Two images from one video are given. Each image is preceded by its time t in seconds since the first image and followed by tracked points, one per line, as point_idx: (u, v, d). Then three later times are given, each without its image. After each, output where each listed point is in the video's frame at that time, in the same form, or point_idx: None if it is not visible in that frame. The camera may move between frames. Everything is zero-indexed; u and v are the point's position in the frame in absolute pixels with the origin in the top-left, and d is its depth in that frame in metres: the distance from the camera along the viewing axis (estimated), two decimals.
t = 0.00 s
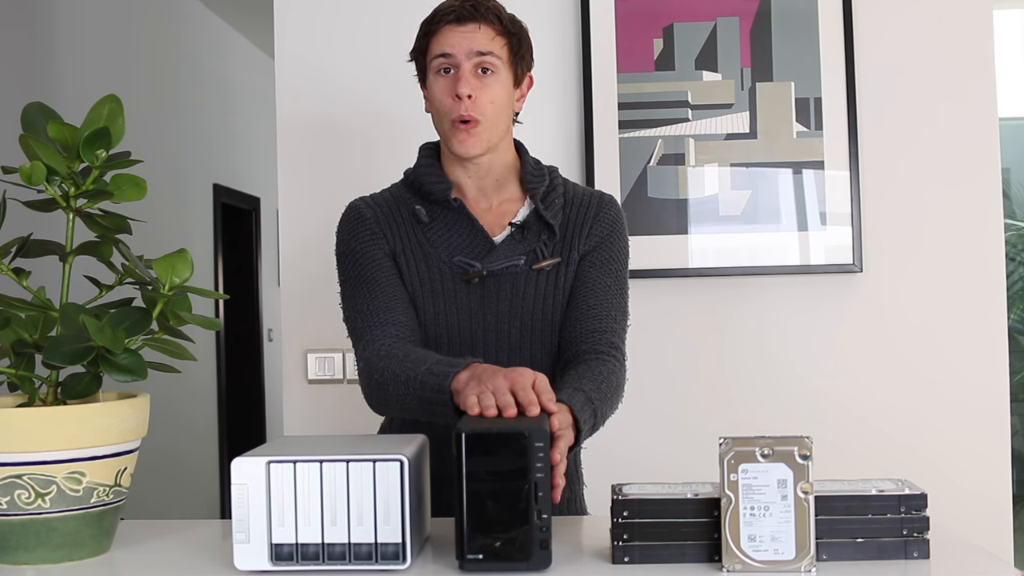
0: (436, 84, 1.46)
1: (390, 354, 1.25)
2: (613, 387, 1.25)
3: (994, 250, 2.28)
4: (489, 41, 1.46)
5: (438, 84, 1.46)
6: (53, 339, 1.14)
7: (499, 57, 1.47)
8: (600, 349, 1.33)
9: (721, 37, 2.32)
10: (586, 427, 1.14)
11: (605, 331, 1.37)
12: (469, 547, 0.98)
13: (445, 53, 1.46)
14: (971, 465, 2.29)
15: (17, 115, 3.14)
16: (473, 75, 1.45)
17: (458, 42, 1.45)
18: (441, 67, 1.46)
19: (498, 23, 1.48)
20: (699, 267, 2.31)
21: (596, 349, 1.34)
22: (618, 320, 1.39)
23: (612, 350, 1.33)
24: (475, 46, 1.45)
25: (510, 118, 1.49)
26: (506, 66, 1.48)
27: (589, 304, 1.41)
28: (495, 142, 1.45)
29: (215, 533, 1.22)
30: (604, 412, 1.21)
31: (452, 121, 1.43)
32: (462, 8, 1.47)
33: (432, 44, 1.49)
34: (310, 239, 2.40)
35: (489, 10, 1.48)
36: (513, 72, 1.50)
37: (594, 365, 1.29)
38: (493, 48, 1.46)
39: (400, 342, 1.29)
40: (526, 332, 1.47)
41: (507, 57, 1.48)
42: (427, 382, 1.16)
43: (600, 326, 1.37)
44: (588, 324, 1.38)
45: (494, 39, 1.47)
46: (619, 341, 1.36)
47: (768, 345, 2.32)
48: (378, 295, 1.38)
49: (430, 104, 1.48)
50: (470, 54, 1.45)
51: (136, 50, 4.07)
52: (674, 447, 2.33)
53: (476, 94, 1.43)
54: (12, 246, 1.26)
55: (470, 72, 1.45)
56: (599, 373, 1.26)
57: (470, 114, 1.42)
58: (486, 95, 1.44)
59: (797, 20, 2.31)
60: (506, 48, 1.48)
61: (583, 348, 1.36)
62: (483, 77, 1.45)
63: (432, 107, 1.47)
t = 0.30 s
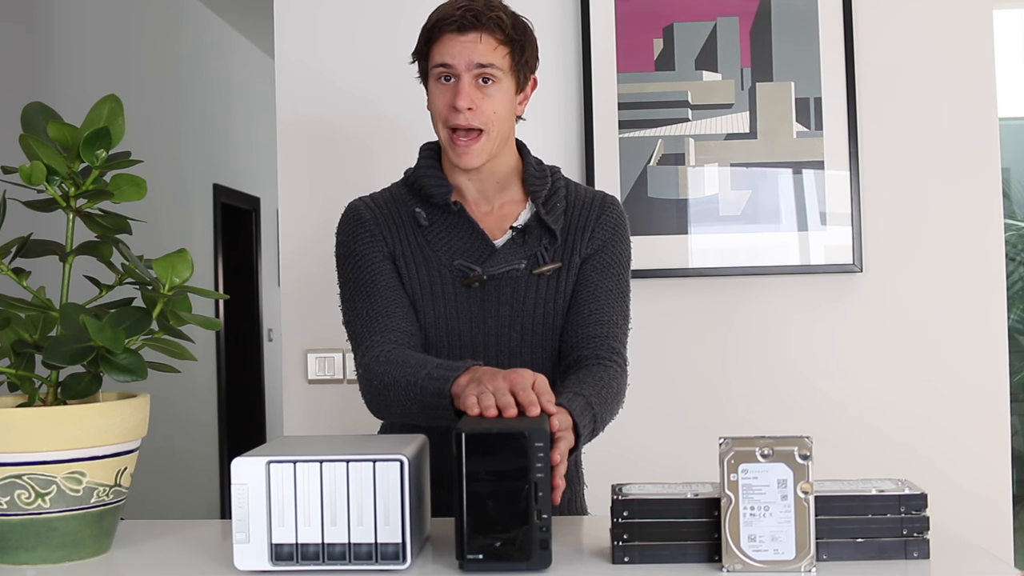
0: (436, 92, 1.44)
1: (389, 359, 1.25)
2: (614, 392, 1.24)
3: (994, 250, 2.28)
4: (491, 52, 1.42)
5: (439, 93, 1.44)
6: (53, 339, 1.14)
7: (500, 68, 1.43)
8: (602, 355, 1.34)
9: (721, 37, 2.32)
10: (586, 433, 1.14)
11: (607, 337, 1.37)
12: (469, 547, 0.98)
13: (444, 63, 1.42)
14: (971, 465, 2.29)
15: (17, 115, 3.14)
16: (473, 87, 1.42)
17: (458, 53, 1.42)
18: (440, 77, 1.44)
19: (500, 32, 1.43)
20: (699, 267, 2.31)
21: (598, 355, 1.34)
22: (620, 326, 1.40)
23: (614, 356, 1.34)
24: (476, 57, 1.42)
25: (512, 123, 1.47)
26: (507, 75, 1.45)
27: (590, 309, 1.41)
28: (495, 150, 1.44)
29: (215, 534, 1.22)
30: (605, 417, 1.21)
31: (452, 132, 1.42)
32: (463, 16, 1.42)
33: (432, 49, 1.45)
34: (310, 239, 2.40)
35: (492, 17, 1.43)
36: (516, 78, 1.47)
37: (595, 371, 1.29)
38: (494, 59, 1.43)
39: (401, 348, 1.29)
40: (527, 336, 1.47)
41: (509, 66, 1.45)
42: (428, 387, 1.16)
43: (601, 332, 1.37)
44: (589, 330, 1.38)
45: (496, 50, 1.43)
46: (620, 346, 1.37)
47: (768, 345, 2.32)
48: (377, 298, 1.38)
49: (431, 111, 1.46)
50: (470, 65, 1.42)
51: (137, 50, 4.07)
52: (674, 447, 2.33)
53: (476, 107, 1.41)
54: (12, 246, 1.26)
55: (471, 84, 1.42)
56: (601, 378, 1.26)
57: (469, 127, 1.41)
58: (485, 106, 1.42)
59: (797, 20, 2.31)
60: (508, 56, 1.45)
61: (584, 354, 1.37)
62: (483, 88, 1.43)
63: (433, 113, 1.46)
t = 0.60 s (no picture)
0: (435, 101, 1.43)
1: (390, 357, 1.25)
2: (614, 393, 1.24)
3: (994, 250, 2.29)
4: (486, 60, 1.40)
5: (437, 102, 1.42)
6: (53, 339, 1.14)
7: (497, 75, 1.41)
8: (602, 354, 1.34)
9: (721, 37, 2.32)
10: (586, 433, 1.14)
11: (607, 336, 1.37)
12: (469, 547, 0.98)
13: (440, 74, 1.41)
14: (971, 464, 2.29)
15: (17, 115, 3.14)
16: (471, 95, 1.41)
17: (453, 63, 1.40)
18: (437, 86, 1.42)
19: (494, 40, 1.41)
20: (699, 267, 2.31)
21: (598, 354, 1.34)
22: (620, 326, 1.39)
23: (614, 355, 1.34)
24: (471, 67, 1.40)
25: (512, 124, 1.47)
26: (505, 80, 1.43)
27: (590, 308, 1.41)
28: (496, 153, 1.44)
29: (215, 534, 1.22)
30: (604, 418, 1.21)
31: (452, 139, 1.42)
32: (457, 26, 1.40)
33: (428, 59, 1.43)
34: (310, 240, 2.40)
35: (486, 26, 1.41)
36: (513, 81, 1.46)
37: (595, 370, 1.29)
38: (490, 68, 1.41)
39: (402, 345, 1.29)
40: (528, 335, 1.47)
41: (505, 72, 1.43)
42: (427, 386, 1.16)
43: (601, 331, 1.37)
44: (590, 329, 1.38)
45: (491, 57, 1.41)
46: (620, 345, 1.37)
47: (768, 345, 2.32)
48: (379, 296, 1.38)
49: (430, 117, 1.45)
50: (466, 75, 1.40)
51: (137, 50, 4.07)
52: (674, 447, 2.33)
53: (474, 116, 1.40)
54: (12, 246, 1.26)
55: (468, 93, 1.40)
56: (601, 378, 1.26)
57: (469, 135, 1.40)
58: (483, 115, 1.41)
59: (797, 20, 2.31)
60: (505, 62, 1.43)
61: (584, 353, 1.36)
62: (481, 96, 1.41)
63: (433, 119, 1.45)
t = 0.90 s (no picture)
0: (427, 106, 1.43)
1: (389, 356, 1.25)
2: (611, 389, 1.24)
3: (994, 250, 2.29)
4: (477, 66, 1.40)
5: (429, 107, 1.43)
6: (53, 339, 1.14)
7: (488, 80, 1.41)
8: (598, 349, 1.34)
9: (721, 37, 2.32)
10: (586, 430, 1.14)
11: (604, 331, 1.36)
12: (469, 547, 0.98)
13: (431, 79, 1.41)
14: (971, 464, 2.29)
15: (17, 115, 3.14)
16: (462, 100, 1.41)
17: (444, 69, 1.40)
18: (429, 90, 1.43)
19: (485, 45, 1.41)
20: (699, 267, 2.31)
21: (594, 349, 1.34)
22: (617, 321, 1.39)
23: (610, 350, 1.33)
24: (462, 73, 1.40)
25: (505, 127, 1.47)
26: (496, 85, 1.43)
27: (587, 304, 1.41)
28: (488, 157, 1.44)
29: (215, 534, 1.22)
30: (604, 415, 1.21)
31: (443, 144, 1.42)
32: (447, 32, 1.40)
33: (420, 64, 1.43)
34: (310, 240, 2.40)
35: (477, 31, 1.40)
36: (505, 85, 1.46)
37: (592, 366, 1.29)
38: (481, 73, 1.41)
39: (400, 344, 1.29)
40: (525, 333, 1.47)
41: (497, 77, 1.43)
42: (428, 386, 1.16)
43: (598, 326, 1.37)
44: (587, 324, 1.38)
45: (482, 63, 1.41)
46: (616, 341, 1.36)
47: (768, 345, 2.32)
48: (376, 296, 1.38)
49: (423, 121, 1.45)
50: (457, 81, 1.40)
51: (137, 50, 4.07)
52: (674, 447, 2.33)
53: (465, 121, 1.40)
54: (12, 246, 1.26)
55: (459, 98, 1.40)
56: (598, 374, 1.26)
57: (460, 140, 1.40)
58: (475, 120, 1.41)
59: (797, 20, 2.31)
60: (496, 67, 1.43)
61: (580, 349, 1.36)
62: (472, 101, 1.41)
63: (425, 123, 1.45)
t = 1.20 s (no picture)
0: (424, 104, 1.42)
1: (389, 356, 1.25)
2: (610, 386, 1.24)
3: (995, 250, 2.29)
4: (473, 60, 1.41)
5: (426, 104, 1.42)
6: (53, 339, 1.14)
7: (484, 75, 1.42)
8: (595, 345, 1.33)
9: (721, 37, 2.32)
10: (586, 428, 1.15)
11: (601, 327, 1.36)
12: (469, 547, 0.98)
13: (428, 76, 1.41)
14: (971, 464, 2.29)
15: (17, 115, 3.14)
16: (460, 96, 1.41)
17: (441, 65, 1.40)
18: (425, 88, 1.42)
19: (480, 40, 1.41)
20: (699, 267, 2.31)
21: (591, 346, 1.33)
22: (614, 317, 1.39)
23: (607, 346, 1.33)
24: (459, 68, 1.40)
25: (501, 123, 1.47)
26: (492, 80, 1.43)
27: (584, 300, 1.41)
28: (486, 153, 1.44)
29: (215, 534, 1.22)
30: (603, 412, 1.21)
31: (441, 141, 1.41)
32: (443, 28, 1.40)
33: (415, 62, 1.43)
34: (309, 240, 2.40)
35: (472, 26, 1.41)
36: (500, 80, 1.46)
37: (589, 362, 1.29)
38: (478, 67, 1.41)
39: (399, 344, 1.29)
40: (524, 332, 1.47)
41: (492, 71, 1.43)
42: (428, 387, 1.16)
43: (595, 322, 1.37)
44: (584, 320, 1.38)
45: (478, 58, 1.41)
46: (614, 337, 1.36)
47: (768, 345, 2.32)
48: (374, 296, 1.38)
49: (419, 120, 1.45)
50: (454, 76, 1.40)
51: (137, 50, 4.07)
52: (674, 447, 2.33)
53: (464, 116, 1.40)
54: (12, 246, 1.26)
55: (457, 94, 1.40)
56: (595, 371, 1.26)
57: (459, 135, 1.40)
58: (473, 114, 1.41)
59: (797, 21, 2.31)
60: (491, 61, 1.43)
61: (577, 346, 1.36)
62: (470, 96, 1.41)
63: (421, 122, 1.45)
